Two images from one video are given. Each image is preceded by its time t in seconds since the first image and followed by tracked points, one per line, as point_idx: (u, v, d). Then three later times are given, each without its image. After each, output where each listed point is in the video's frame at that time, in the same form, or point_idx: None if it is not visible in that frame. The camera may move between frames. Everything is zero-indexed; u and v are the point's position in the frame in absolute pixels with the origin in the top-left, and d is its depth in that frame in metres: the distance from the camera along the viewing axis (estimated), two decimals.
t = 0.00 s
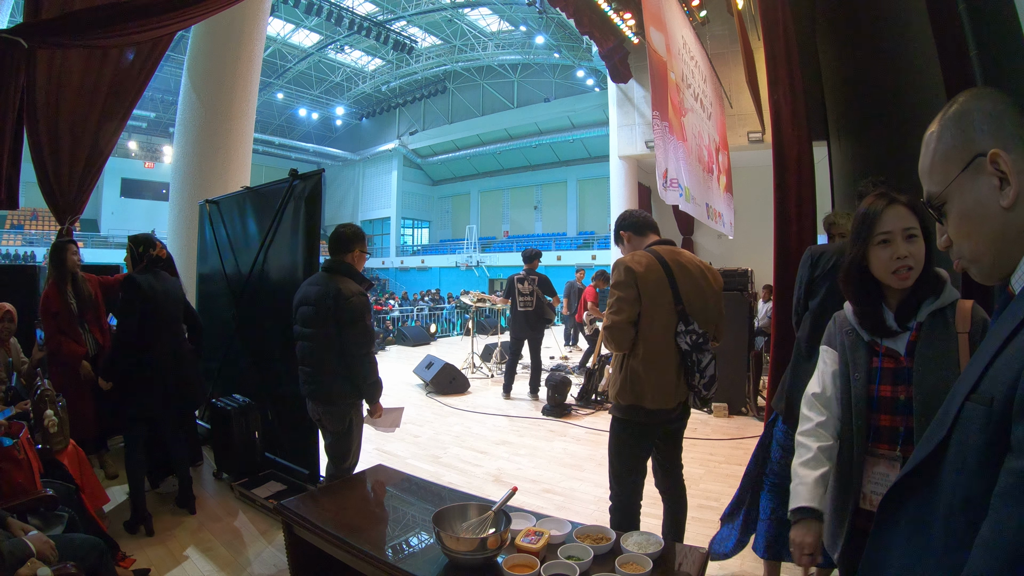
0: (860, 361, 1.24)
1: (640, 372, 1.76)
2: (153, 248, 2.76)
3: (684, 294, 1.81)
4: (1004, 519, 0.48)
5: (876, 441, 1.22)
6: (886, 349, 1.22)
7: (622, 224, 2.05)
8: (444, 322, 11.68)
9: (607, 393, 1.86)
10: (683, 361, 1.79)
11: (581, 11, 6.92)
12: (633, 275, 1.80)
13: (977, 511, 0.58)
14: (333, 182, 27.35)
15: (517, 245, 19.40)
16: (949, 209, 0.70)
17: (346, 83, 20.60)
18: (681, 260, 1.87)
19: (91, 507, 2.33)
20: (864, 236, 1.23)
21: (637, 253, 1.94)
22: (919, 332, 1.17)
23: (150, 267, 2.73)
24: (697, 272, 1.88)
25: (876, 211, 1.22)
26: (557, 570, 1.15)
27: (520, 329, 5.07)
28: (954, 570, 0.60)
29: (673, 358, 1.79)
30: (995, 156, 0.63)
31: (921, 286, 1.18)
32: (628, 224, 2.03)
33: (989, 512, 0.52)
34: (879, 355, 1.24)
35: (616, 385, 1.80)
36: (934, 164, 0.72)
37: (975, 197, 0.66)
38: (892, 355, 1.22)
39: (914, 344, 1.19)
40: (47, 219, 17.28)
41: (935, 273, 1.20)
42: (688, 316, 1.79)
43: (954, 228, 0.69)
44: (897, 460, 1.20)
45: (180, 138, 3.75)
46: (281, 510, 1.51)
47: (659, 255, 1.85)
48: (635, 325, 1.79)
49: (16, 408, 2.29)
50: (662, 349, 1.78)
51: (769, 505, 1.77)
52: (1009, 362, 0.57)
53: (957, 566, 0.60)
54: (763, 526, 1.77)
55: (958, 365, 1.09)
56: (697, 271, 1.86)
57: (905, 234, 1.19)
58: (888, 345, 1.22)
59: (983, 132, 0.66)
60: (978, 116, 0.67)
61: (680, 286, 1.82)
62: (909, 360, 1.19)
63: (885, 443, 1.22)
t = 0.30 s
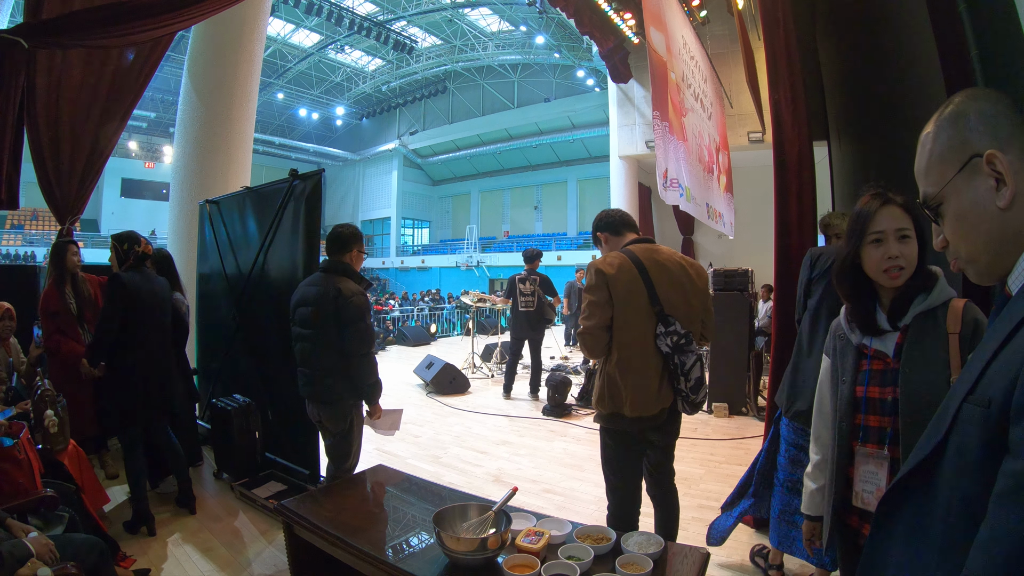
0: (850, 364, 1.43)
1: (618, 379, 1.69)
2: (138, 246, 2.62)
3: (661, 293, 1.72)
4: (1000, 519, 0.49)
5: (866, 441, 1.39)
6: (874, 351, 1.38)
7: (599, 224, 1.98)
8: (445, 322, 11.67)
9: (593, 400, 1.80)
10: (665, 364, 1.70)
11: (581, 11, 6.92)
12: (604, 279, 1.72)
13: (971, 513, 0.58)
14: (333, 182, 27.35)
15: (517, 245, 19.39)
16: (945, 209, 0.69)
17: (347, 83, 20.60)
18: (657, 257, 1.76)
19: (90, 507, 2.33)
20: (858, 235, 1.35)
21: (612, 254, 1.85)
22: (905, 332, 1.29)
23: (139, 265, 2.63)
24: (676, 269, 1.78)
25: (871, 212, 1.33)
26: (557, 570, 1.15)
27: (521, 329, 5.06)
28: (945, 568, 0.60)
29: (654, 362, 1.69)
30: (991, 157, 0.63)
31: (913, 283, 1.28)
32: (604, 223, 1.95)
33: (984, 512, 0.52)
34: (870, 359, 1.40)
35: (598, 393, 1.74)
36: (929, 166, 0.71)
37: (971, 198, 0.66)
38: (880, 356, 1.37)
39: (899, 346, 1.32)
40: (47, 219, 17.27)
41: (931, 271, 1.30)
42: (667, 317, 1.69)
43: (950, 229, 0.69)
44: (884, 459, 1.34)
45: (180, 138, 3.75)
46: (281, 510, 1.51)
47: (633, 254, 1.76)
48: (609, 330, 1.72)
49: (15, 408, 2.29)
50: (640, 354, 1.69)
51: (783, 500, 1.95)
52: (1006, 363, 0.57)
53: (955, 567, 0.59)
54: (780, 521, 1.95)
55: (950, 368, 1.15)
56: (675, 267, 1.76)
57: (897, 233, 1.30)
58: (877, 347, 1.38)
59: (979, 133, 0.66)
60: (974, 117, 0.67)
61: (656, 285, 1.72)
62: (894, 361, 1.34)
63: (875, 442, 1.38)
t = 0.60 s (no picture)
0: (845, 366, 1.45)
1: (611, 383, 1.69)
2: (128, 245, 2.58)
3: (654, 294, 1.70)
4: (997, 520, 0.48)
5: (862, 441, 1.39)
6: (868, 352, 1.40)
7: (591, 223, 1.97)
8: (445, 322, 11.68)
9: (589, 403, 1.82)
10: (660, 366, 1.69)
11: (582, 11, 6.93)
12: (595, 282, 1.71)
13: (969, 513, 0.58)
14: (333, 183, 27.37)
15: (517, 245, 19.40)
16: (944, 209, 0.69)
17: (347, 83, 20.61)
18: (649, 258, 1.75)
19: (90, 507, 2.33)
20: (852, 239, 1.35)
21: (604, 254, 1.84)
22: (898, 332, 1.29)
23: (129, 265, 2.58)
24: (670, 268, 1.76)
25: (863, 215, 1.34)
26: (558, 570, 1.14)
27: (522, 329, 5.06)
28: (942, 567, 0.61)
29: (649, 365, 1.69)
30: (990, 157, 0.63)
31: (907, 284, 1.27)
32: (596, 223, 1.94)
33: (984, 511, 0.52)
34: (866, 359, 1.41)
35: (592, 396, 1.75)
36: (928, 166, 0.71)
37: (969, 198, 0.66)
38: (875, 357, 1.38)
39: (892, 346, 1.34)
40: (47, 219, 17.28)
41: (927, 271, 1.28)
42: (661, 319, 1.67)
43: (948, 228, 0.68)
44: (879, 457, 1.33)
45: (180, 138, 3.75)
46: (281, 510, 1.51)
47: (624, 255, 1.74)
48: (602, 333, 1.72)
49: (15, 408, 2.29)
50: (633, 357, 1.69)
51: (788, 496, 2.07)
52: (1006, 362, 0.56)
53: (954, 568, 0.59)
54: (786, 514, 2.08)
55: (943, 368, 1.13)
56: (668, 267, 1.75)
57: (889, 235, 1.30)
58: (872, 349, 1.39)
59: (978, 133, 0.66)
60: (973, 116, 0.67)
61: (649, 287, 1.71)
62: (887, 361, 1.35)
63: (870, 442, 1.37)
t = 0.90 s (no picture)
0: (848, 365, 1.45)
1: (612, 385, 1.69)
2: (130, 244, 2.58)
3: (654, 296, 1.70)
4: (1001, 519, 0.48)
5: (862, 440, 1.39)
6: (870, 352, 1.40)
7: (588, 223, 1.96)
8: (446, 322, 11.69)
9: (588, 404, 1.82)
10: (662, 368, 1.69)
11: (582, 12, 6.92)
12: (594, 284, 1.71)
13: (969, 512, 0.58)
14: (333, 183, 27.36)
15: (517, 245, 19.40)
16: (945, 208, 0.69)
17: (347, 83, 20.61)
18: (648, 258, 1.75)
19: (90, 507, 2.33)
20: (852, 238, 1.36)
21: (602, 255, 1.84)
22: (898, 332, 1.29)
23: (129, 265, 2.59)
24: (669, 269, 1.76)
25: (862, 214, 1.35)
26: (558, 570, 1.14)
27: (523, 329, 5.06)
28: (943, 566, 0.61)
29: (649, 367, 1.69)
30: (992, 156, 0.63)
31: (908, 284, 1.27)
32: (594, 223, 1.94)
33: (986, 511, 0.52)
34: (869, 359, 1.41)
35: (592, 397, 1.75)
36: (930, 165, 0.71)
37: (971, 197, 0.65)
38: (876, 357, 1.39)
39: (894, 346, 1.34)
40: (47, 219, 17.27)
41: (929, 272, 1.28)
42: (661, 320, 1.67)
43: (949, 228, 0.68)
44: (880, 456, 1.32)
45: (180, 138, 3.75)
46: (281, 510, 1.51)
47: (623, 257, 1.74)
48: (601, 335, 1.72)
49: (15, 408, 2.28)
50: (634, 360, 1.69)
51: (772, 481, 2.11)
52: (1006, 364, 0.56)
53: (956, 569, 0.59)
54: (770, 500, 2.13)
55: (943, 367, 1.13)
56: (668, 267, 1.75)
57: (889, 234, 1.30)
58: (874, 348, 1.40)
59: (980, 133, 0.66)
60: (976, 116, 0.67)
61: (649, 288, 1.70)
62: (890, 361, 1.35)
63: (870, 441, 1.38)
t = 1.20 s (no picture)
0: (851, 365, 1.45)
1: (612, 386, 1.69)
2: (127, 243, 2.56)
3: (653, 296, 1.70)
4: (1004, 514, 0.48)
5: (866, 440, 1.39)
6: (874, 352, 1.40)
7: (587, 222, 1.96)
8: (446, 322, 11.69)
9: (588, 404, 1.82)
10: (661, 369, 1.68)
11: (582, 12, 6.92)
12: (593, 285, 1.71)
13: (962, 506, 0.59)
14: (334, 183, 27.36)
15: (518, 245, 19.39)
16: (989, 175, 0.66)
17: (347, 83, 20.61)
18: (648, 259, 1.75)
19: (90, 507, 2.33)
20: (855, 236, 1.37)
21: (602, 255, 1.84)
22: (902, 333, 1.29)
23: (128, 264, 2.58)
24: (668, 269, 1.76)
25: (863, 212, 1.35)
26: (558, 570, 1.14)
27: (524, 329, 5.06)
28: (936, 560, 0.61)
29: (649, 369, 1.69)
30: None
31: (912, 282, 1.28)
32: (593, 223, 1.94)
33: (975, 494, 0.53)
34: (872, 359, 1.41)
35: (591, 398, 1.75)
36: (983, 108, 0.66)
37: None
38: (880, 357, 1.39)
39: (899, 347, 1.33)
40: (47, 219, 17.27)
41: (931, 271, 1.28)
42: (661, 321, 1.67)
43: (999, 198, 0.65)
44: (884, 457, 1.34)
45: (180, 139, 3.75)
46: (281, 510, 1.51)
47: (622, 257, 1.73)
48: (601, 336, 1.72)
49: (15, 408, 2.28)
50: (633, 362, 1.69)
51: (769, 479, 2.13)
52: (999, 359, 0.57)
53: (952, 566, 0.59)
54: (765, 498, 2.14)
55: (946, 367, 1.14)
56: (667, 268, 1.75)
57: (890, 231, 1.31)
58: (877, 348, 1.39)
59: None
60: None
61: (648, 288, 1.70)
62: (894, 361, 1.35)
63: (874, 442, 1.38)
